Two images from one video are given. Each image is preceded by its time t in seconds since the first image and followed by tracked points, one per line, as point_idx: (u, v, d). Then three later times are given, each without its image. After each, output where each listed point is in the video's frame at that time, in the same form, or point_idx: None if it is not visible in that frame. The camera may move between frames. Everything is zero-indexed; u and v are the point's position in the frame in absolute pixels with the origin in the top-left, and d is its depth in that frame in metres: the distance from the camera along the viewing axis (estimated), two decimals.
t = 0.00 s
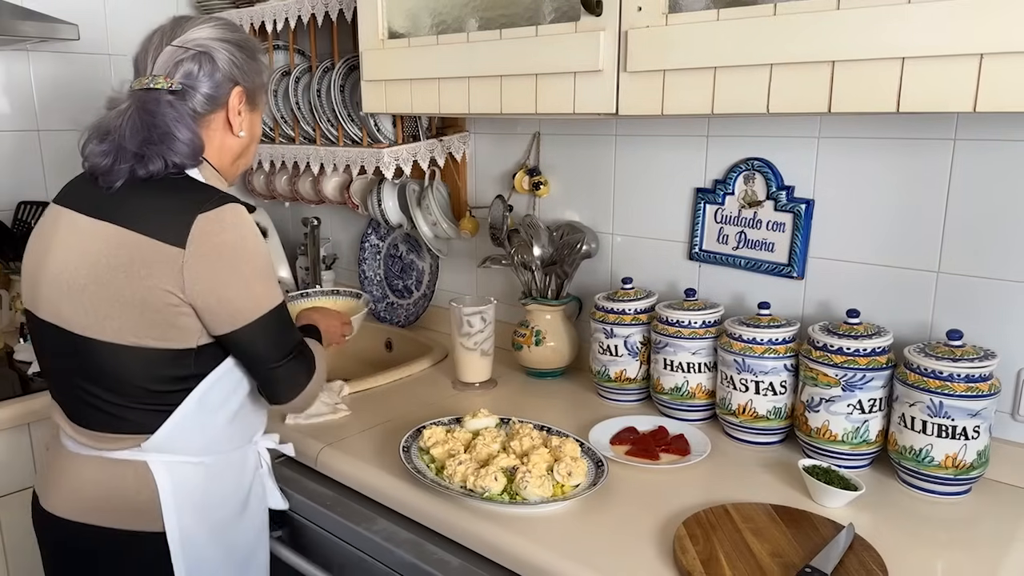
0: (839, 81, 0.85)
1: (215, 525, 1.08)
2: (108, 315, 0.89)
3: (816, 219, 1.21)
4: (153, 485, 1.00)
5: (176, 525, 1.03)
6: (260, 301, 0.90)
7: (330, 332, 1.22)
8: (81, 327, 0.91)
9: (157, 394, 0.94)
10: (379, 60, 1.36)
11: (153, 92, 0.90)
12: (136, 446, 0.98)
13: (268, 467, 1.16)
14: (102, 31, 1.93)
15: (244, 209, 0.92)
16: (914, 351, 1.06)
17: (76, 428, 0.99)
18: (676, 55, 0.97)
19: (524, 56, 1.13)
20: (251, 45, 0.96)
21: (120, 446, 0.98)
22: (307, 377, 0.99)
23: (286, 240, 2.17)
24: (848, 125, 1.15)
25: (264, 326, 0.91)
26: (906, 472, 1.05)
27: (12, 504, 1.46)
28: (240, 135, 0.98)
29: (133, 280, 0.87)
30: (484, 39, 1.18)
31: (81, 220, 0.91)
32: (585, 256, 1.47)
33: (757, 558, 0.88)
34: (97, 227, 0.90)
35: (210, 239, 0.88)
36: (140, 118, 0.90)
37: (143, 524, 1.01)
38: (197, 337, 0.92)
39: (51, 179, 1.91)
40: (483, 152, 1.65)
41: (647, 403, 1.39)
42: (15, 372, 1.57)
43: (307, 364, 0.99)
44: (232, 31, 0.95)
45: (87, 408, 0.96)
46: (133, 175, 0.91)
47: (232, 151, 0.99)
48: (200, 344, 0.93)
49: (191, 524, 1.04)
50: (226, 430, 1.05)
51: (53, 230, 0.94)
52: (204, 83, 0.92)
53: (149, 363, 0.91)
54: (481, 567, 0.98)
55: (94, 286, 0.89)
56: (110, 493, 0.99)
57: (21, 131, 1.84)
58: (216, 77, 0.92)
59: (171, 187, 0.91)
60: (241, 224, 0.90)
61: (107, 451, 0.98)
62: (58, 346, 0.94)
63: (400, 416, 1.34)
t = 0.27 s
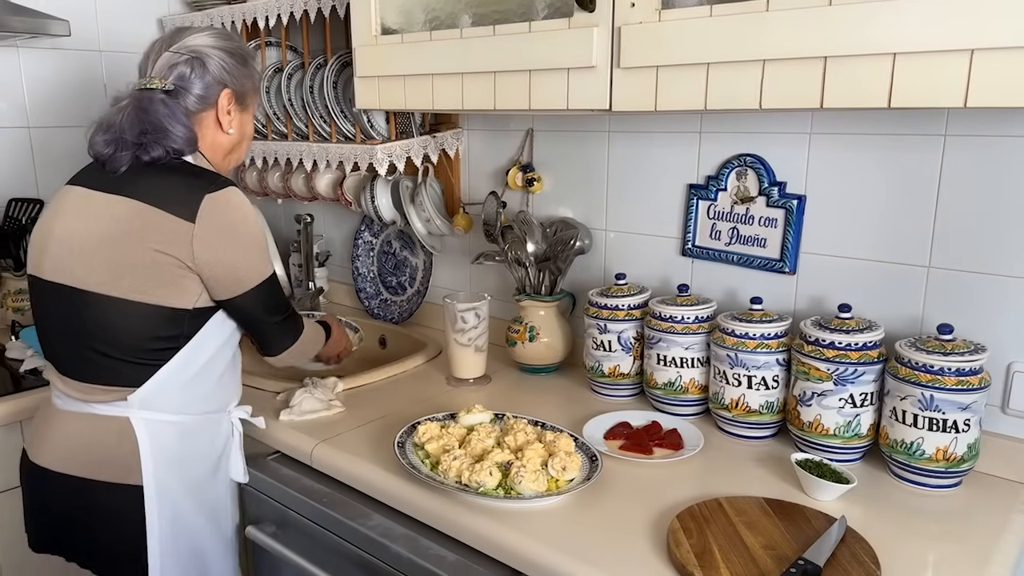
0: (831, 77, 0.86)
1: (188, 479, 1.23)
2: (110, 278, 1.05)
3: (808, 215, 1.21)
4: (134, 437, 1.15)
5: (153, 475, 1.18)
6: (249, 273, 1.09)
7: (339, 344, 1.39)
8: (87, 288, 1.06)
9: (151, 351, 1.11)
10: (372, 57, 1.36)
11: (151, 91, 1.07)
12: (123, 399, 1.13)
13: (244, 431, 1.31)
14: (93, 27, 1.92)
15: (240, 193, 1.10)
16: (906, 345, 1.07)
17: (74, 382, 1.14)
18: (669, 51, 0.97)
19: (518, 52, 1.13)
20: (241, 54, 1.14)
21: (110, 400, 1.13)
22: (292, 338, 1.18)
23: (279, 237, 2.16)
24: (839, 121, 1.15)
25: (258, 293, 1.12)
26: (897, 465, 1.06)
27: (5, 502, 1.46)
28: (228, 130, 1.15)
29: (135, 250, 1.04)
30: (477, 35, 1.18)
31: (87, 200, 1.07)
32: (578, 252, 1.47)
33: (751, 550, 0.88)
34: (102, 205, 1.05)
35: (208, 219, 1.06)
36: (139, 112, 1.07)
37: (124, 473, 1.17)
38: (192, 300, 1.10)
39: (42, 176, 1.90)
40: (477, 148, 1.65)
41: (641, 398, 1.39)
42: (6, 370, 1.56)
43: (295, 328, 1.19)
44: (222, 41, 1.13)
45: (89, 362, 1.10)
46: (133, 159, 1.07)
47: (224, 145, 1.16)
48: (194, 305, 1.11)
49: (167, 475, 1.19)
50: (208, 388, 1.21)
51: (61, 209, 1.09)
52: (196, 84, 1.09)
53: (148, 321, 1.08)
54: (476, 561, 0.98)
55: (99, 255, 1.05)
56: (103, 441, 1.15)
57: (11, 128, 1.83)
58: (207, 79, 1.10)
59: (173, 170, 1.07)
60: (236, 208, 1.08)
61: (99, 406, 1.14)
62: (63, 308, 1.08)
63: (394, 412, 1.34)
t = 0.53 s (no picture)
0: (827, 74, 0.86)
1: (190, 459, 1.24)
2: (117, 260, 1.08)
3: (803, 211, 1.22)
4: (137, 413, 1.16)
5: (155, 454, 1.18)
6: (248, 257, 1.12)
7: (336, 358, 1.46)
8: (96, 269, 1.09)
9: (155, 330, 1.13)
10: (368, 53, 1.35)
11: (155, 88, 1.12)
12: (126, 374, 1.15)
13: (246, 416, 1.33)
14: (87, 23, 1.92)
15: (241, 182, 1.14)
16: (901, 341, 1.07)
17: (80, 360, 1.16)
18: (665, 47, 0.97)
19: (515, 49, 1.13)
20: (244, 56, 1.18)
21: (114, 375, 1.15)
22: (286, 324, 1.20)
23: (275, 234, 2.16)
24: (835, 117, 1.16)
25: (256, 277, 1.14)
26: (893, 460, 1.07)
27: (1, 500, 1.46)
28: (227, 130, 1.19)
29: (142, 231, 1.07)
30: (473, 32, 1.18)
31: (98, 188, 1.11)
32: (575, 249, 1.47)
33: (747, 546, 0.89)
34: (112, 191, 1.09)
35: (211, 203, 1.09)
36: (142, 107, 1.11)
37: (126, 448, 1.17)
38: (195, 282, 1.13)
39: (36, 173, 1.89)
40: (473, 145, 1.65)
41: (637, 395, 1.39)
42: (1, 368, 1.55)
43: (290, 315, 1.21)
44: (227, 44, 1.17)
45: (95, 340, 1.13)
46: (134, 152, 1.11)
47: (225, 143, 1.20)
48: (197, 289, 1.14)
49: (168, 452, 1.20)
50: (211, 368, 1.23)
51: (72, 198, 1.13)
52: (197, 84, 1.13)
53: (152, 301, 1.11)
54: (473, 557, 0.98)
55: (108, 237, 1.08)
56: (106, 418, 1.16)
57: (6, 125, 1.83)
58: (208, 80, 1.13)
59: (177, 162, 1.11)
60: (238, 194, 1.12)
61: (103, 382, 1.16)
62: (72, 291, 1.11)
63: (391, 409, 1.34)
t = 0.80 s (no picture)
0: (827, 70, 0.86)
1: (193, 446, 1.24)
2: (124, 248, 1.09)
3: (803, 209, 1.22)
4: (141, 398, 1.16)
5: (159, 440, 1.18)
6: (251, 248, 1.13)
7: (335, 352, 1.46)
8: (104, 259, 1.10)
9: (160, 316, 1.13)
10: (368, 50, 1.35)
11: (165, 84, 1.13)
12: (130, 359, 1.15)
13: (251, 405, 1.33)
14: (86, 20, 1.91)
15: (245, 174, 1.14)
16: (901, 338, 1.07)
17: (86, 347, 1.16)
18: (665, 44, 0.97)
19: (515, 46, 1.13)
20: (255, 59, 1.19)
21: (118, 361, 1.15)
22: (289, 315, 1.21)
23: (274, 231, 2.16)
24: (836, 114, 1.16)
25: (260, 268, 1.14)
26: (893, 457, 1.07)
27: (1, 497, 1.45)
28: (235, 129, 1.20)
29: (148, 218, 1.08)
30: (474, 28, 1.18)
31: (107, 178, 1.11)
32: (575, 246, 1.47)
33: (748, 542, 0.89)
34: (121, 180, 1.10)
35: (216, 193, 1.10)
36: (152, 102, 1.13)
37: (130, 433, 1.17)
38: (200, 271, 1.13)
39: (35, 169, 1.89)
40: (473, 142, 1.65)
41: (637, 391, 1.40)
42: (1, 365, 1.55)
43: (292, 306, 1.22)
44: (240, 46, 1.18)
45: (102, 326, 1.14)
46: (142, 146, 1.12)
47: (231, 142, 1.21)
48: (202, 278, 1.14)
49: (171, 438, 1.20)
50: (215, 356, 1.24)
51: (82, 188, 1.13)
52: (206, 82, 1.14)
53: (157, 289, 1.11)
54: (474, 553, 0.98)
55: (116, 225, 1.09)
56: (111, 404, 1.17)
57: (5, 121, 1.82)
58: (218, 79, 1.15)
59: (182, 155, 1.11)
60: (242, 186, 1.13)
61: (108, 369, 1.16)
62: (80, 279, 1.12)
63: (392, 406, 1.34)
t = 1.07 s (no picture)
0: (831, 67, 0.86)
1: (196, 443, 1.24)
2: (124, 244, 1.09)
3: (805, 206, 1.22)
4: (142, 394, 1.17)
5: (160, 435, 1.19)
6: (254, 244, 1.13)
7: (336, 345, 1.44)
8: (105, 254, 1.10)
9: (162, 312, 1.13)
10: (370, 46, 1.35)
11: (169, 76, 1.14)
12: (131, 356, 1.15)
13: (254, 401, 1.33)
14: (87, 16, 1.91)
15: (244, 170, 1.14)
16: (904, 335, 1.07)
17: (88, 342, 1.16)
18: (669, 41, 0.97)
19: (518, 42, 1.13)
20: (261, 57, 1.18)
21: (121, 357, 1.15)
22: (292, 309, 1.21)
23: (276, 228, 2.16)
24: (839, 111, 1.16)
25: (263, 262, 1.15)
26: (895, 453, 1.07)
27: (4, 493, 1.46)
28: (232, 124, 1.18)
29: (150, 213, 1.08)
30: (477, 25, 1.18)
31: (109, 172, 1.11)
32: (577, 243, 1.47)
33: (751, 538, 0.89)
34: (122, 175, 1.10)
35: (217, 188, 1.10)
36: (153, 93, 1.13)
37: (132, 430, 1.18)
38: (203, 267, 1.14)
39: (37, 166, 1.89)
40: (474, 139, 1.65)
41: (639, 388, 1.40)
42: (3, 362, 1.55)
43: (296, 299, 1.22)
44: (248, 45, 1.18)
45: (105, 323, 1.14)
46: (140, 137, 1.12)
47: (228, 137, 1.20)
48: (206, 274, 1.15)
49: (173, 435, 1.20)
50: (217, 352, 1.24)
51: (85, 183, 1.13)
52: (206, 76, 1.14)
53: (159, 284, 1.11)
54: (478, 550, 0.98)
55: (118, 219, 1.09)
56: (113, 401, 1.17)
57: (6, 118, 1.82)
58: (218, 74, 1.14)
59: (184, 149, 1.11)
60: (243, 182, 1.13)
61: (111, 365, 1.16)
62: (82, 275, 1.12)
63: (394, 403, 1.34)
